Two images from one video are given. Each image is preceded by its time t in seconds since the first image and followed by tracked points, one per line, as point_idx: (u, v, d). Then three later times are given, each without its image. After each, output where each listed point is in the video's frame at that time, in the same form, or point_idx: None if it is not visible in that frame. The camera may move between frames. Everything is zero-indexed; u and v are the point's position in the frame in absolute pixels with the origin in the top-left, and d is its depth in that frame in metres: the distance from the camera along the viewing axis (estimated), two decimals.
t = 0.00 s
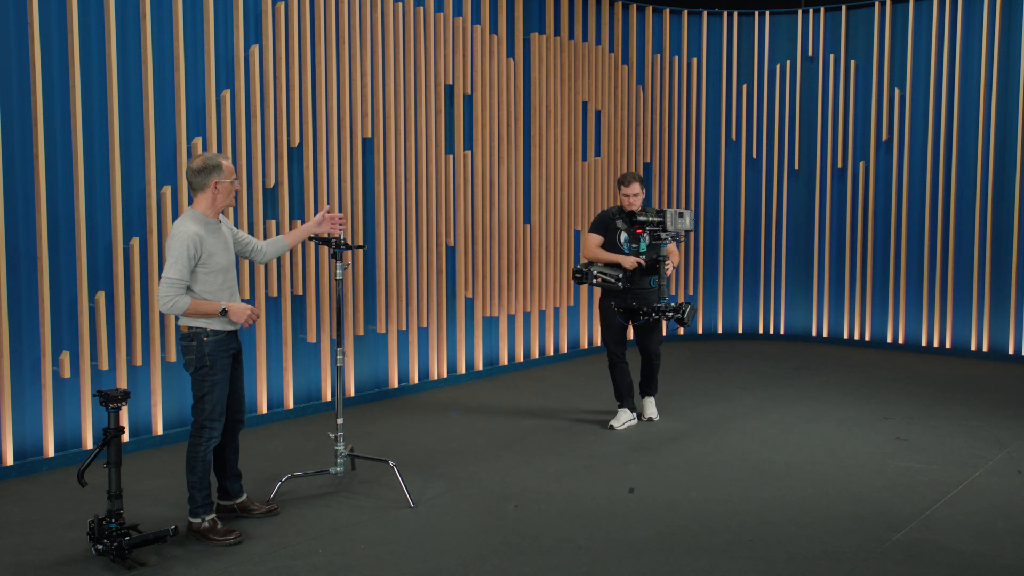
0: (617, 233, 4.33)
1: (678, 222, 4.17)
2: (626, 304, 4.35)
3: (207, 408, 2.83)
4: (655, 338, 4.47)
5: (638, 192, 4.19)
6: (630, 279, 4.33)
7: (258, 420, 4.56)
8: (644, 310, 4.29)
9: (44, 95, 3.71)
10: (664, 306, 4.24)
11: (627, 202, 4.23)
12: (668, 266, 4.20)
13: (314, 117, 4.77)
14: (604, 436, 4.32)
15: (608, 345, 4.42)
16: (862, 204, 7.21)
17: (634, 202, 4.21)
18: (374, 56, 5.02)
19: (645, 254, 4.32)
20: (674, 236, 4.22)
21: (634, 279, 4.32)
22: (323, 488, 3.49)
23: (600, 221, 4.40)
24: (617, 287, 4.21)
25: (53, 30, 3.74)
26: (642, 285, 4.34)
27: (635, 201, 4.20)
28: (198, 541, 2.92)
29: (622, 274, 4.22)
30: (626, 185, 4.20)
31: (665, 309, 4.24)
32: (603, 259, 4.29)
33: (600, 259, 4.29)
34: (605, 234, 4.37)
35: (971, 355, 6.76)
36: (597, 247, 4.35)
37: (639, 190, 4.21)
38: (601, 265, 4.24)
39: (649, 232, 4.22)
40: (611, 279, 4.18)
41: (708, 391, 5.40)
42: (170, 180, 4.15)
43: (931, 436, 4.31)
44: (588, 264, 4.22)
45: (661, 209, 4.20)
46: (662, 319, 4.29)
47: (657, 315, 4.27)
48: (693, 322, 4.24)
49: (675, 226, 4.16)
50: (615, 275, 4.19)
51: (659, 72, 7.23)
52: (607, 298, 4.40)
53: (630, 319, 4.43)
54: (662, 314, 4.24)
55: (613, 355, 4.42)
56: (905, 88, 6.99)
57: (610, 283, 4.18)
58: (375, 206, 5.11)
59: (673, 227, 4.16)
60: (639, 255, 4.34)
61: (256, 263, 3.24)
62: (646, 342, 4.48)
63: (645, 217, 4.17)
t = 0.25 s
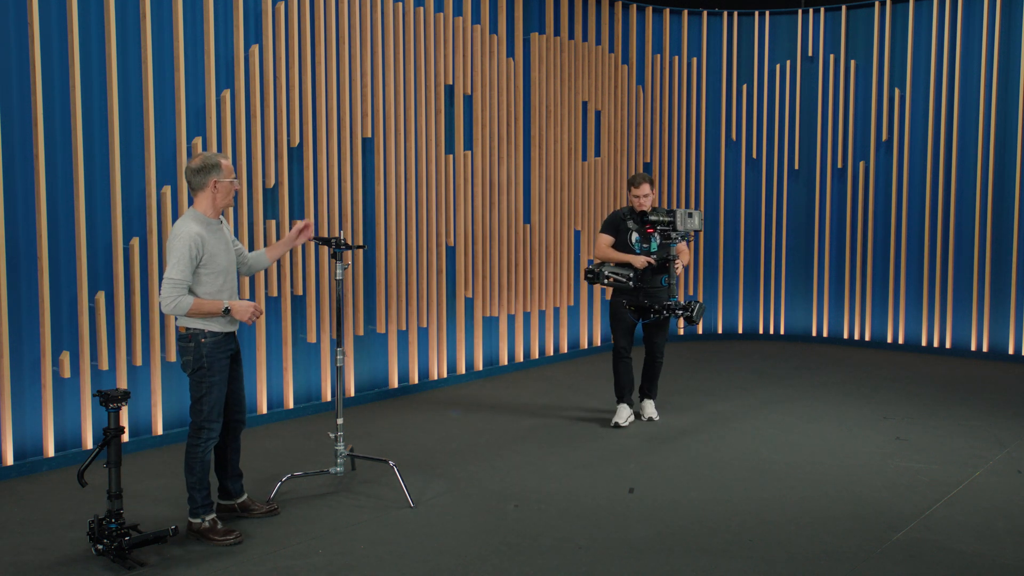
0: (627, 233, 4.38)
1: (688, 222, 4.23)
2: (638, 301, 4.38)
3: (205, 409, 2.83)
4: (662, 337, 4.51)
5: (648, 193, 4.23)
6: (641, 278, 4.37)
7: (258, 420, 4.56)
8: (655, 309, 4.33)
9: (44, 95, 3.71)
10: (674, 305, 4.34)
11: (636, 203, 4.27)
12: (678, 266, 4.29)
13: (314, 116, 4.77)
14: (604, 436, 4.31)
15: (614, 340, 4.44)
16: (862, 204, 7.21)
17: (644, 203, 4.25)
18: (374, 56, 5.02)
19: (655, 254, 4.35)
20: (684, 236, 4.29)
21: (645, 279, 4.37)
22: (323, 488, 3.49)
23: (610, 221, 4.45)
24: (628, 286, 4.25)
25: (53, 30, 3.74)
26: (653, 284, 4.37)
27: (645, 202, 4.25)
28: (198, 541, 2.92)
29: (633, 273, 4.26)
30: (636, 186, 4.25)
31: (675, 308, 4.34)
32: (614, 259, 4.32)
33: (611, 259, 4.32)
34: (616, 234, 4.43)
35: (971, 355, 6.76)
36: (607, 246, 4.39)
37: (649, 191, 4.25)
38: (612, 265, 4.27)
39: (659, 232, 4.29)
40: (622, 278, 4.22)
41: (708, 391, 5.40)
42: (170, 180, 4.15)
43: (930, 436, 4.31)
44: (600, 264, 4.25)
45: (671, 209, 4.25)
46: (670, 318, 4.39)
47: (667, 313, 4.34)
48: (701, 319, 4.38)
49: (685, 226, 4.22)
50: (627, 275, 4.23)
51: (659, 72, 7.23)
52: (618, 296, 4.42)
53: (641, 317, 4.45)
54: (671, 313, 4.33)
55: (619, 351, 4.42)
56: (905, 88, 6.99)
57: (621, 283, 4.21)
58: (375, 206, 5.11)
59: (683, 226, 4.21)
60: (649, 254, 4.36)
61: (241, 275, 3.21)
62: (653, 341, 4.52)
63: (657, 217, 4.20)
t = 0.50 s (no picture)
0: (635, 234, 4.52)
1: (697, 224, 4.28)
2: (649, 300, 4.48)
3: (207, 409, 2.83)
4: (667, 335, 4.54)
5: (656, 195, 4.36)
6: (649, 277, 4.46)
7: (258, 420, 4.56)
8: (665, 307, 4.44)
9: (44, 95, 3.71)
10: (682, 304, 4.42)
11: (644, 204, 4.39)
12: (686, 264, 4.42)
13: (314, 117, 4.77)
14: (604, 436, 4.31)
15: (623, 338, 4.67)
16: (862, 204, 7.21)
17: (652, 204, 4.39)
18: (374, 56, 5.02)
19: (663, 254, 4.47)
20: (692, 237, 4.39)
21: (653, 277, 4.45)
22: (324, 488, 3.49)
23: (619, 222, 4.58)
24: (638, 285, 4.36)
25: (53, 30, 3.74)
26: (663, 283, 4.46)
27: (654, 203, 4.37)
28: (198, 541, 2.92)
29: (642, 273, 4.37)
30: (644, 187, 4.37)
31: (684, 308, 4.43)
32: (622, 259, 4.48)
33: (620, 259, 4.48)
34: (624, 234, 4.56)
35: (971, 355, 6.76)
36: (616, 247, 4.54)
37: (657, 193, 4.39)
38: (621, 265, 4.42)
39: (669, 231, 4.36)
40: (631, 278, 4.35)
41: (708, 391, 5.40)
42: (170, 180, 4.15)
43: (930, 436, 4.31)
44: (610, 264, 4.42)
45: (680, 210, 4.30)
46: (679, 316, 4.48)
47: (676, 312, 4.43)
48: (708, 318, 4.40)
49: (693, 227, 4.27)
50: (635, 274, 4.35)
51: (659, 72, 7.23)
52: (628, 296, 4.57)
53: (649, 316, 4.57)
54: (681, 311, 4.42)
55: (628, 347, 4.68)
56: (905, 89, 6.99)
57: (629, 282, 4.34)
58: (375, 206, 5.11)
59: (691, 227, 4.26)
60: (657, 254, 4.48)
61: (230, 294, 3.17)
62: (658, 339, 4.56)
63: (666, 217, 4.28)
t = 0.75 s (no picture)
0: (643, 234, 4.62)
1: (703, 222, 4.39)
2: (658, 298, 4.53)
3: (209, 409, 2.83)
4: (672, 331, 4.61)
5: (663, 195, 4.45)
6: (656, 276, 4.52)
7: (258, 420, 4.56)
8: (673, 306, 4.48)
9: (44, 96, 3.71)
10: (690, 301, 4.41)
11: (653, 205, 4.49)
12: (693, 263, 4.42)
13: (314, 116, 4.77)
14: (604, 437, 4.31)
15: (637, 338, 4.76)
16: (862, 204, 7.21)
17: (659, 205, 4.48)
18: (374, 56, 5.02)
19: (669, 254, 4.58)
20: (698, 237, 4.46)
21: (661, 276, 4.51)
22: (324, 488, 3.49)
23: (627, 222, 4.69)
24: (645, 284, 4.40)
25: (53, 30, 3.74)
26: (670, 282, 4.52)
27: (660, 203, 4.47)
28: (198, 541, 2.92)
29: (649, 271, 4.42)
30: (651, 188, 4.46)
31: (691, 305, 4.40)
32: (630, 259, 4.57)
33: (628, 258, 4.56)
34: (632, 235, 4.67)
35: (971, 355, 6.76)
36: (623, 247, 4.62)
37: (664, 194, 4.47)
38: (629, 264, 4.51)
39: (678, 231, 4.45)
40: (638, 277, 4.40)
41: (708, 391, 5.40)
42: (170, 180, 4.15)
43: (931, 436, 4.31)
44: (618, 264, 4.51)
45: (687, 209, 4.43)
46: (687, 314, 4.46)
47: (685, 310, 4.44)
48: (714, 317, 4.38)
49: (700, 226, 4.38)
50: (643, 272, 4.39)
51: (659, 72, 7.23)
52: (638, 296, 4.64)
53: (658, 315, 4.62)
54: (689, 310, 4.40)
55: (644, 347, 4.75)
56: (905, 89, 6.99)
57: (638, 281, 4.39)
58: (375, 206, 5.11)
59: (698, 226, 4.37)
60: (664, 253, 4.60)
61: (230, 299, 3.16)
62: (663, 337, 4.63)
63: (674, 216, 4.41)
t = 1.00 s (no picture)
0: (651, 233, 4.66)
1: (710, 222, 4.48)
2: (667, 295, 4.59)
3: (212, 408, 2.83)
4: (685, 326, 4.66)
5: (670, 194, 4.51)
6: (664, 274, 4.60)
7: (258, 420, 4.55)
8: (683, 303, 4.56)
9: (44, 96, 3.71)
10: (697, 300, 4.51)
11: (660, 204, 4.54)
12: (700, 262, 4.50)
13: (314, 117, 4.77)
14: (604, 437, 4.31)
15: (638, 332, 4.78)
16: (862, 204, 7.21)
17: (666, 203, 4.53)
18: (374, 56, 5.02)
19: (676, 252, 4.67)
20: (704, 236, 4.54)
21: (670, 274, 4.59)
22: (324, 488, 3.49)
23: (635, 220, 4.71)
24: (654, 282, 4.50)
25: (53, 30, 3.74)
26: (678, 280, 4.62)
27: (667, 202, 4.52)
28: (198, 541, 2.91)
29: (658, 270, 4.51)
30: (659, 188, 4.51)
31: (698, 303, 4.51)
32: (639, 257, 4.60)
33: (637, 257, 4.60)
34: (639, 233, 4.69)
35: (971, 355, 6.76)
36: (631, 245, 4.64)
37: (672, 193, 4.52)
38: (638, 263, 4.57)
39: (686, 230, 4.55)
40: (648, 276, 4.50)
41: (708, 390, 5.40)
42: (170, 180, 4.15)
43: (931, 436, 4.31)
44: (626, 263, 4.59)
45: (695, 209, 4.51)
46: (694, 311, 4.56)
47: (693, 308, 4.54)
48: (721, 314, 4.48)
49: (708, 225, 4.47)
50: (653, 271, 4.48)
51: (659, 72, 7.23)
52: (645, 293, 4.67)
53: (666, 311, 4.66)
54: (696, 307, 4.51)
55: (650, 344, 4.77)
56: (905, 89, 6.99)
57: (646, 279, 4.52)
58: (375, 206, 5.11)
59: (706, 225, 4.46)
60: (671, 251, 4.68)
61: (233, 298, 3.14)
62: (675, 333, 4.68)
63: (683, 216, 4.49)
